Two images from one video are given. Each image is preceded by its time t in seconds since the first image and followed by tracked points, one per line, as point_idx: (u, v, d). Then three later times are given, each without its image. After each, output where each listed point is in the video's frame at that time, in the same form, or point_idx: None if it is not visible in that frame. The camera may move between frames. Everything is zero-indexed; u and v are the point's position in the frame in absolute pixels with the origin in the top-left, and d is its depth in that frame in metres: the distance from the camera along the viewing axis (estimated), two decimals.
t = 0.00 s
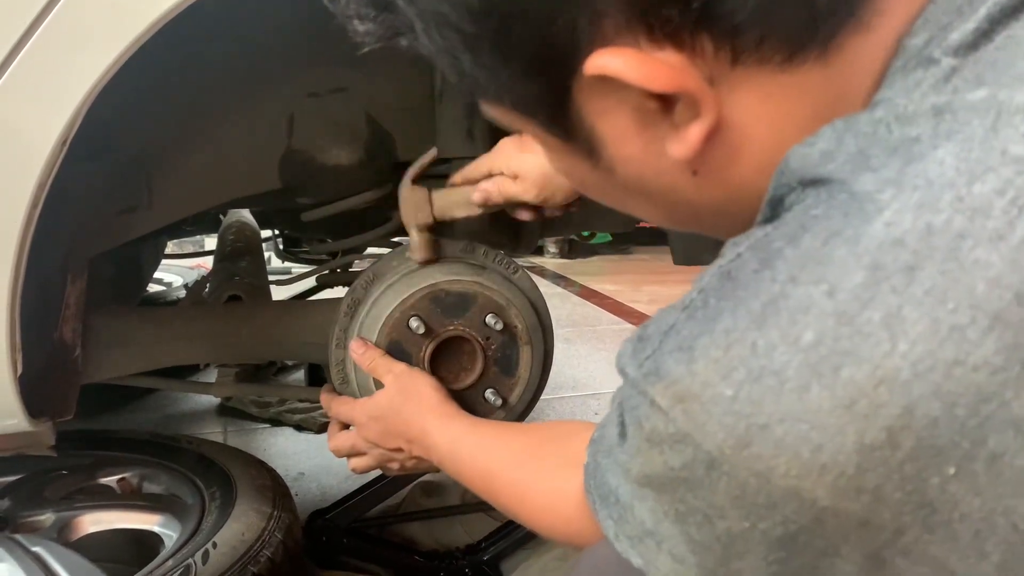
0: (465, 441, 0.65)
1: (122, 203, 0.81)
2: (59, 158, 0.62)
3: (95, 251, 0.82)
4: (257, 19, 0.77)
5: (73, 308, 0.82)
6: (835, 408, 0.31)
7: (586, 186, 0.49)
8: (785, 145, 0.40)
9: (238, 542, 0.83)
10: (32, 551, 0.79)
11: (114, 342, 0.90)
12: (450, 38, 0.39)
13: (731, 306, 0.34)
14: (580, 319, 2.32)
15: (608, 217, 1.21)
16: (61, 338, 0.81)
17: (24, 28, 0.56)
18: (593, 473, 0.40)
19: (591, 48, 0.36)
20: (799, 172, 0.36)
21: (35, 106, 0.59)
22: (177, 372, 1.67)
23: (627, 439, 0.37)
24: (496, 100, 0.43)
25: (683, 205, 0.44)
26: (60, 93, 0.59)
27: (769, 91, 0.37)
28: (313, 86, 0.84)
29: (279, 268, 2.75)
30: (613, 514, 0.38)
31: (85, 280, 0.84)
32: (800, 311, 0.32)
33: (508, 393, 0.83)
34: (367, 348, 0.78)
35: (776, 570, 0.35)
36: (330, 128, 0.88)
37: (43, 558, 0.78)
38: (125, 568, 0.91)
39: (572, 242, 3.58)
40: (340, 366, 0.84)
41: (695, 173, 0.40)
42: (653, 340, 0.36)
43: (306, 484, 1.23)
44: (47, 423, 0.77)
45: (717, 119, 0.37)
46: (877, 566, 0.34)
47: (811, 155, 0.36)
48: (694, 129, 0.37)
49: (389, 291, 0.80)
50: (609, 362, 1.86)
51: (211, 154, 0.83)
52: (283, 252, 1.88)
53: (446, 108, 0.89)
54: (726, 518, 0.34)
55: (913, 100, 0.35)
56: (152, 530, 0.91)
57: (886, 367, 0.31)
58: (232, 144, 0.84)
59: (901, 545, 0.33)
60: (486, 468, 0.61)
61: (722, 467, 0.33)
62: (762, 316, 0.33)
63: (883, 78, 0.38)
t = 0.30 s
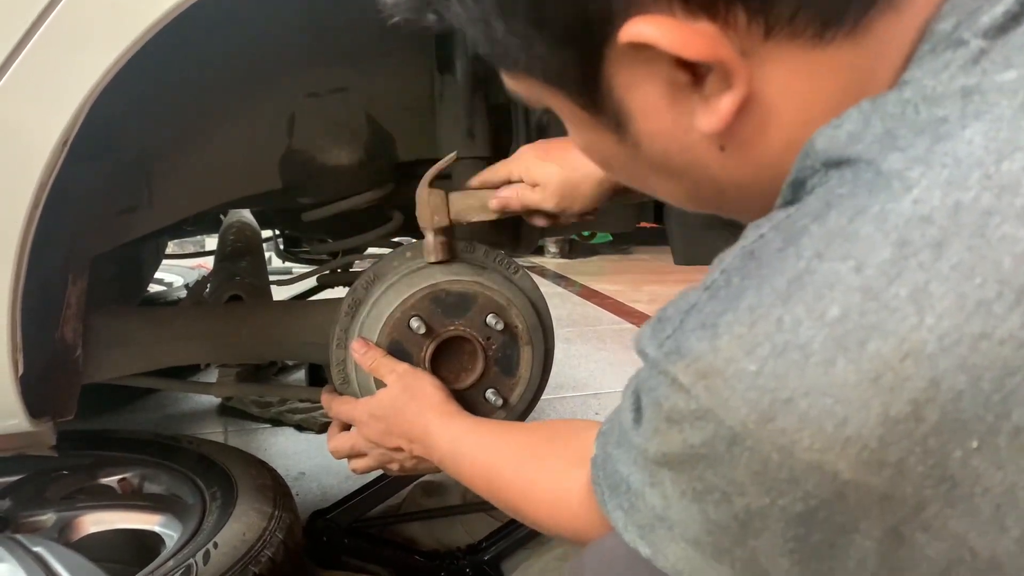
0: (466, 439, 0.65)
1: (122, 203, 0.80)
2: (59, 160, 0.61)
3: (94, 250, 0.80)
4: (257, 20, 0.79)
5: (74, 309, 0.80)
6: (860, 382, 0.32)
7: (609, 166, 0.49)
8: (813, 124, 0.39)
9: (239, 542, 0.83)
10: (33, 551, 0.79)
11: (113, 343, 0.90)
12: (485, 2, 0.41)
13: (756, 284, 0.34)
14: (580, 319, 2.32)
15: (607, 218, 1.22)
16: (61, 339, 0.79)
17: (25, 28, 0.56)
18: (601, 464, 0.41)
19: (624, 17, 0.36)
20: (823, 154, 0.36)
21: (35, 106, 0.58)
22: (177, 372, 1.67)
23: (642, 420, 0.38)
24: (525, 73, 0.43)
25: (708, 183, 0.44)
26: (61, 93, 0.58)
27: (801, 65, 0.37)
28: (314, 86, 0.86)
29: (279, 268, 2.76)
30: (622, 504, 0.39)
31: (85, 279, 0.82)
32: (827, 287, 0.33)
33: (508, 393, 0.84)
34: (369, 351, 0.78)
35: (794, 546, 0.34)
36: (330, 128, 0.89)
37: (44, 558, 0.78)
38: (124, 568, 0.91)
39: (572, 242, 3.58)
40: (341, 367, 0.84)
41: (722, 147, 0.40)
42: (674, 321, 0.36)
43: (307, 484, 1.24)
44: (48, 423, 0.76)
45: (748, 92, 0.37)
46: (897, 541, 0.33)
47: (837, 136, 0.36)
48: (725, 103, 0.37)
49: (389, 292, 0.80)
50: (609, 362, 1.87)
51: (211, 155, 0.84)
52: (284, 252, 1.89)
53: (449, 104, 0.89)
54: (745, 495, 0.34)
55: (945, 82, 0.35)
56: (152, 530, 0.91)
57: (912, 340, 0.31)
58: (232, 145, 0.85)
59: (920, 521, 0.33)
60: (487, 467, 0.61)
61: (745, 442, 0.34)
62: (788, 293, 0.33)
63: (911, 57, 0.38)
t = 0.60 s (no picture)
0: (449, 445, 0.65)
1: (121, 205, 0.80)
2: (60, 159, 0.61)
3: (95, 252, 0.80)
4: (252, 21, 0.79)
5: (74, 309, 0.81)
6: (848, 360, 0.32)
7: (618, 138, 0.49)
8: (824, 102, 0.40)
9: (239, 542, 0.83)
10: (33, 552, 0.79)
11: (114, 343, 0.91)
12: None
13: (752, 271, 0.35)
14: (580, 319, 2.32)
15: (607, 218, 1.23)
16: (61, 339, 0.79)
17: (25, 29, 0.56)
18: (598, 461, 0.41)
19: None
20: (823, 145, 0.37)
21: (35, 107, 0.58)
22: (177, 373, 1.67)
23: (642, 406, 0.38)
24: (542, 38, 0.42)
25: (715, 153, 0.44)
26: (59, 94, 0.58)
27: (816, 37, 0.37)
28: (314, 87, 0.86)
29: (280, 268, 2.77)
30: (621, 498, 0.39)
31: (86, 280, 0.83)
32: (818, 272, 0.33)
33: (509, 394, 0.84)
34: (353, 352, 0.78)
35: (784, 527, 0.35)
36: (332, 127, 0.88)
37: (44, 558, 0.79)
38: (124, 568, 0.91)
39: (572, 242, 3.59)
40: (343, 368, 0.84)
41: (734, 120, 0.40)
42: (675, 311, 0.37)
43: (307, 484, 1.24)
44: (48, 423, 0.77)
45: (763, 62, 0.37)
46: (884, 519, 0.34)
47: (837, 129, 0.36)
48: (740, 70, 0.37)
49: (389, 292, 0.81)
50: (610, 362, 1.87)
51: (211, 155, 0.84)
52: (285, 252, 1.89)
53: (449, 106, 0.90)
54: (739, 475, 0.35)
55: (951, 70, 0.36)
56: (151, 531, 0.91)
57: (896, 321, 0.31)
58: (233, 147, 0.85)
59: (906, 499, 0.33)
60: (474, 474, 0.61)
61: (740, 420, 0.34)
62: (781, 278, 0.34)
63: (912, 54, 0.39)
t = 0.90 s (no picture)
0: (411, 438, 0.65)
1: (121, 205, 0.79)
2: (59, 161, 0.60)
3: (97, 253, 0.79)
4: (251, 23, 0.79)
5: (74, 309, 0.79)
6: (836, 309, 0.31)
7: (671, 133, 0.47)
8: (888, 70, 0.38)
9: (240, 542, 0.83)
10: (33, 553, 0.79)
11: (113, 344, 0.90)
12: None
13: (757, 228, 0.34)
14: (581, 320, 2.32)
15: (606, 219, 1.22)
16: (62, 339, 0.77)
17: (25, 28, 0.55)
18: (604, 440, 0.42)
19: None
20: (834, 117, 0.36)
21: (35, 107, 0.57)
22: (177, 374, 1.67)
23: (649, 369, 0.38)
24: None
25: (770, 133, 0.41)
26: (59, 93, 0.57)
27: None
28: (314, 88, 0.86)
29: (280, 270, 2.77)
30: (623, 485, 0.41)
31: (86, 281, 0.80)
32: (815, 232, 0.32)
33: (509, 395, 0.83)
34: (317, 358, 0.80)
35: (777, 472, 0.34)
36: (328, 126, 0.88)
37: (44, 559, 0.78)
38: (125, 569, 0.91)
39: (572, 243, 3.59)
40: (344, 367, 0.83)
41: (798, 92, 0.38)
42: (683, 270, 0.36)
43: (307, 485, 1.24)
44: (47, 424, 0.75)
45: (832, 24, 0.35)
46: (863, 463, 0.33)
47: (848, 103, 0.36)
48: (810, 33, 0.35)
49: (390, 292, 0.80)
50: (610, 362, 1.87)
51: (213, 154, 0.83)
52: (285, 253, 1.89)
53: (449, 106, 0.90)
54: (735, 420, 0.34)
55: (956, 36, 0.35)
56: (151, 532, 0.91)
57: (877, 272, 0.31)
58: (233, 148, 0.85)
59: (882, 442, 0.33)
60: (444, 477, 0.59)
61: (741, 363, 0.33)
62: (782, 235, 0.33)
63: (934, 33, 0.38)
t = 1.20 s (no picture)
0: (408, 439, 0.65)
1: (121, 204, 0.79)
2: (59, 163, 0.60)
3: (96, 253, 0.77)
4: (252, 20, 0.79)
5: (74, 309, 0.76)
6: (853, 275, 0.30)
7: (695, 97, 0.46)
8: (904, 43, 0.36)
9: (239, 543, 0.83)
10: (32, 553, 0.79)
11: (113, 344, 0.89)
12: None
13: (776, 205, 0.34)
14: (581, 321, 2.32)
15: (606, 218, 1.22)
16: (60, 339, 0.75)
17: (25, 27, 0.55)
18: (602, 434, 0.40)
19: None
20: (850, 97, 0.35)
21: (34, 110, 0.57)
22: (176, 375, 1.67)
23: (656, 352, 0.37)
24: None
25: (784, 95, 0.40)
26: (59, 92, 0.57)
27: None
28: (313, 89, 0.86)
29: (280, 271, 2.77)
30: (627, 477, 0.39)
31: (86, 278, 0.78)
32: (834, 205, 0.32)
33: (508, 396, 0.83)
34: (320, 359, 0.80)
35: (789, 441, 0.33)
36: (329, 128, 0.88)
37: (44, 560, 0.78)
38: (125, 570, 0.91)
39: (572, 244, 3.59)
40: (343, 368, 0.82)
41: (809, 61, 0.37)
42: (704, 250, 0.35)
43: (307, 486, 1.23)
44: (47, 424, 0.73)
45: None
46: (882, 440, 0.32)
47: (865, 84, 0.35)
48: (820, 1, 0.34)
49: (390, 293, 0.80)
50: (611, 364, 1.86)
51: (213, 154, 0.83)
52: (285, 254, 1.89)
53: (448, 106, 0.89)
54: (748, 388, 0.33)
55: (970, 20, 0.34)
56: (151, 533, 0.90)
57: (894, 241, 0.30)
58: (233, 147, 0.85)
59: (895, 407, 0.31)
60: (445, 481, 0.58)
61: (755, 333, 0.32)
62: (803, 208, 0.33)
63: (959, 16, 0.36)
